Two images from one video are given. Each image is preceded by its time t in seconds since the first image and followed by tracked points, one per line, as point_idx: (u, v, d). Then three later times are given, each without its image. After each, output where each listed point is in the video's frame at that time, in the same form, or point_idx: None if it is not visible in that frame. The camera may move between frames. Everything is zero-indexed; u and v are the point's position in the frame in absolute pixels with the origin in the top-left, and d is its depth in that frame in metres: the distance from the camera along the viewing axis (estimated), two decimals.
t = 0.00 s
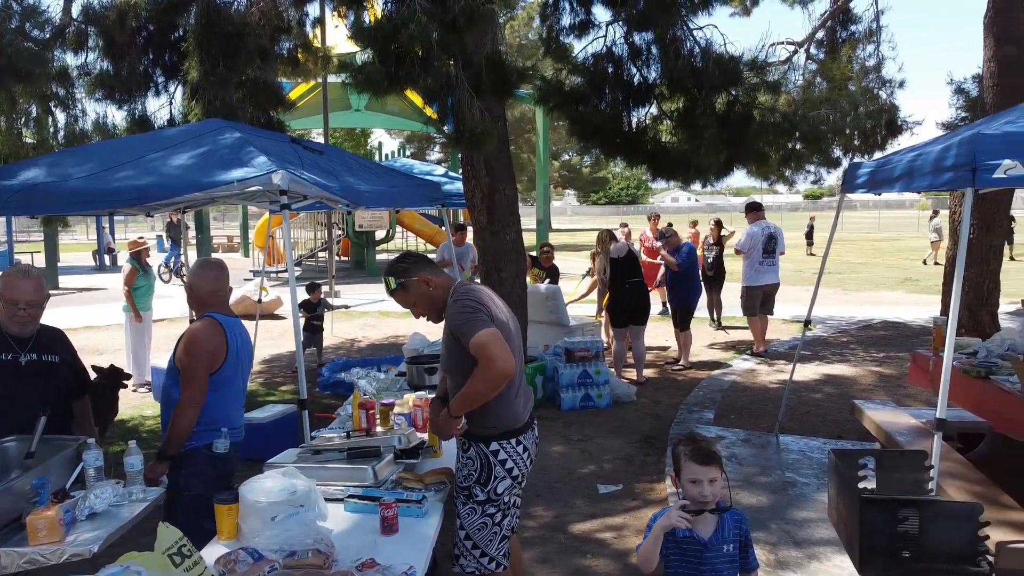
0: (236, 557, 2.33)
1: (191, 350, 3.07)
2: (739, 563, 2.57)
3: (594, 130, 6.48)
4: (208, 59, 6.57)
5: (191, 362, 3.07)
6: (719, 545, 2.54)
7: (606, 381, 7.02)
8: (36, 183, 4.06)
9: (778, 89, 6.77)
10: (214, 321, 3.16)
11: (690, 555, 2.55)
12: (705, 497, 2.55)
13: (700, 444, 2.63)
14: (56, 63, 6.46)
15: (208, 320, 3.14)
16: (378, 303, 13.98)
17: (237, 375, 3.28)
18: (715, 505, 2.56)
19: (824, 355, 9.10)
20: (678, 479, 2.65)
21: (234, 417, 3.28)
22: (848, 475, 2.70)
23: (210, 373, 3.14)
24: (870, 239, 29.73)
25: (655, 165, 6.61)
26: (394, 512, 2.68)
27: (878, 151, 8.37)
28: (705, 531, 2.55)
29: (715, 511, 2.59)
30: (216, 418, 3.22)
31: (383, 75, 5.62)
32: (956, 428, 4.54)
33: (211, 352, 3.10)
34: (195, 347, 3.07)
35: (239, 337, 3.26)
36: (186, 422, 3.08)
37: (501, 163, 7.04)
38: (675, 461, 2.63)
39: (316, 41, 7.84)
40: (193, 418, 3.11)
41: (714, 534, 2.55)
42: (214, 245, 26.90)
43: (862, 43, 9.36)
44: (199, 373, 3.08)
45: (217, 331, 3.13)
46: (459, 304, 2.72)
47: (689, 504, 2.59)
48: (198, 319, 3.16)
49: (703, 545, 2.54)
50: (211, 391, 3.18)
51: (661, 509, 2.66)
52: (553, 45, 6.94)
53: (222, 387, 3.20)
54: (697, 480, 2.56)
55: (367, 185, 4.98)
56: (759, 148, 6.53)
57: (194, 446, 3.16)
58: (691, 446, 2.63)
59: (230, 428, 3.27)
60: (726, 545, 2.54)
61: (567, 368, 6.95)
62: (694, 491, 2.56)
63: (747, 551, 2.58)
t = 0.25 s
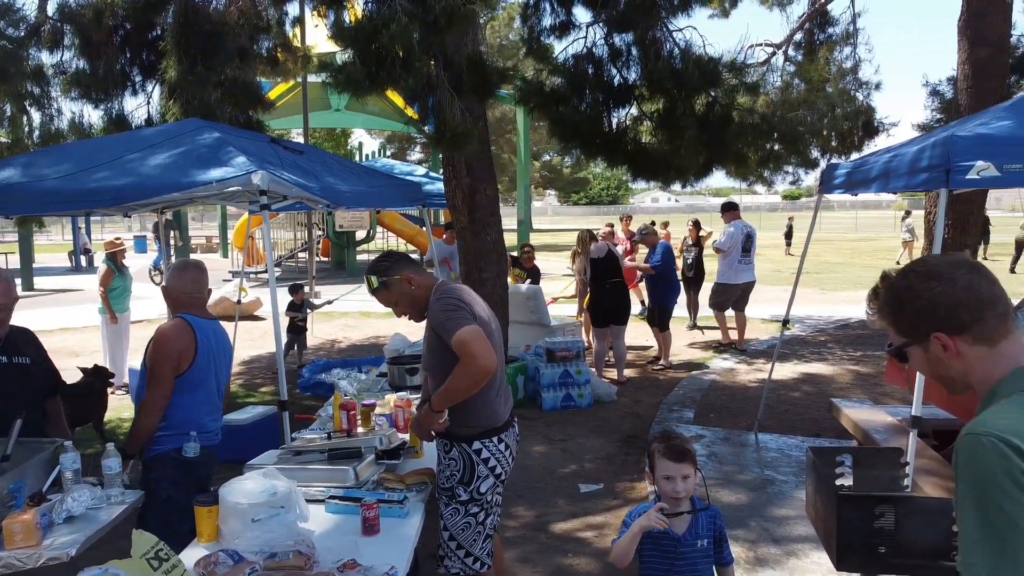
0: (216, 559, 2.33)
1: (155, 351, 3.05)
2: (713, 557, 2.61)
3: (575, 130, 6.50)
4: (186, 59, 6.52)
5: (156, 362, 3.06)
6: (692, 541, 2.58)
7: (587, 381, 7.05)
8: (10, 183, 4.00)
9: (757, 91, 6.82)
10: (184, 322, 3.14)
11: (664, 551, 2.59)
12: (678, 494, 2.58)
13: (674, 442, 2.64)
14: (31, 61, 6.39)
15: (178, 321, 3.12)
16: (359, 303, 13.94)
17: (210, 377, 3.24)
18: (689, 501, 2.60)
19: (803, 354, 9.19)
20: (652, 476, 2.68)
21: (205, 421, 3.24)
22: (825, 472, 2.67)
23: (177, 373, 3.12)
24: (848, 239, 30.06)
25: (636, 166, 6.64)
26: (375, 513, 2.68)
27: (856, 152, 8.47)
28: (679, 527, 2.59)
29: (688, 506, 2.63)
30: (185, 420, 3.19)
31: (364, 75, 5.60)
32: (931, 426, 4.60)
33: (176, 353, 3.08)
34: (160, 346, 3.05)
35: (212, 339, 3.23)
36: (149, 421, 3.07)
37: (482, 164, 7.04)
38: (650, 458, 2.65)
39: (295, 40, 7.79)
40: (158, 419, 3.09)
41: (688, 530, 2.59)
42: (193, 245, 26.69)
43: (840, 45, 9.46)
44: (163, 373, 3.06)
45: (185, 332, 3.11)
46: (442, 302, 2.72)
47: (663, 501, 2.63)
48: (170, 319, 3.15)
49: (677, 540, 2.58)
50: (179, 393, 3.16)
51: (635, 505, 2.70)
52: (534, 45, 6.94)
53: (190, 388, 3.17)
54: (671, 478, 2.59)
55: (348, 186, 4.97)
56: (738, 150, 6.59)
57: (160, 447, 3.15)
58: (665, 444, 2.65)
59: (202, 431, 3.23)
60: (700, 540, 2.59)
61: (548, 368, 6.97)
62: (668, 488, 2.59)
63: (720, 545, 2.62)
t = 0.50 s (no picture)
0: (193, 560, 2.32)
1: (124, 350, 3.03)
2: (686, 551, 2.64)
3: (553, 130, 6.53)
4: (160, 57, 6.46)
5: (126, 363, 3.03)
6: (665, 534, 2.62)
7: (565, 380, 7.08)
8: None
9: (732, 92, 6.88)
10: (154, 322, 3.11)
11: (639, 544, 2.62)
12: (651, 489, 2.63)
13: (647, 438, 2.68)
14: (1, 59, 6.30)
15: (149, 321, 3.10)
16: (336, 304, 13.88)
17: (183, 379, 3.20)
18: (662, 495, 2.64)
19: (777, 353, 9.30)
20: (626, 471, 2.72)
21: (179, 423, 3.18)
22: (799, 469, 2.73)
23: (148, 373, 3.08)
24: (822, 239, 30.43)
25: (612, 166, 6.70)
26: (354, 512, 2.68)
27: (829, 153, 8.58)
28: (652, 521, 2.62)
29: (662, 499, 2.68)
30: (159, 421, 3.13)
31: (341, 74, 5.58)
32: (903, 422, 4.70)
33: (146, 352, 3.05)
34: (130, 348, 3.02)
35: (185, 340, 3.20)
36: (119, 423, 3.04)
37: (459, 163, 7.05)
38: (624, 454, 2.69)
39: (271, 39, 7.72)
40: (128, 420, 3.05)
41: (661, 524, 2.62)
42: (167, 245, 26.40)
43: (813, 47, 9.59)
44: (132, 373, 3.03)
45: (155, 331, 3.08)
46: (421, 300, 2.74)
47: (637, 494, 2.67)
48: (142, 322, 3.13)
49: (651, 533, 2.61)
50: (151, 394, 3.12)
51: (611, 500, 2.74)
52: (511, 45, 6.95)
53: (164, 389, 3.13)
54: (643, 474, 2.63)
55: (325, 186, 4.95)
56: (713, 151, 6.67)
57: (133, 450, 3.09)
58: (639, 440, 2.69)
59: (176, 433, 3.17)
60: (673, 534, 2.62)
61: (526, 367, 7.00)
62: (641, 483, 2.64)
63: (693, 539, 2.65)
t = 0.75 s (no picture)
0: (177, 561, 2.32)
1: (111, 351, 3.01)
2: (667, 546, 2.68)
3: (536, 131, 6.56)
4: (140, 56, 6.43)
5: (112, 363, 3.01)
6: (646, 530, 2.65)
7: (548, 380, 7.10)
8: None
9: (712, 93, 6.94)
10: (139, 323, 3.10)
11: (620, 542, 2.65)
12: (633, 491, 2.63)
13: (629, 439, 2.67)
14: None
15: (134, 322, 3.09)
16: (318, 304, 13.82)
17: (168, 379, 3.20)
18: (643, 494, 2.66)
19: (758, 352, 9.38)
20: (608, 470, 2.72)
21: (165, 424, 3.18)
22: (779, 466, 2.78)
23: (135, 374, 3.07)
24: (802, 239, 30.72)
25: (594, 166, 6.73)
26: (338, 512, 2.68)
27: (809, 154, 8.67)
28: (633, 518, 2.65)
29: (643, 497, 2.70)
30: (145, 422, 3.12)
31: (323, 74, 5.58)
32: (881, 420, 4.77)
33: (133, 353, 3.04)
34: (115, 348, 3.00)
35: (169, 340, 3.19)
36: (107, 424, 3.01)
37: (442, 163, 7.06)
38: (606, 454, 2.69)
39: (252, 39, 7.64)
40: (116, 421, 3.03)
41: (642, 521, 2.65)
42: (147, 246, 26.17)
43: (793, 49, 9.68)
44: (119, 373, 3.02)
45: (141, 332, 3.07)
46: (404, 298, 2.75)
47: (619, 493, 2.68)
48: (126, 322, 3.12)
49: (632, 531, 2.64)
50: (138, 395, 3.11)
51: (592, 498, 2.75)
52: (493, 46, 6.97)
53: (150, 390, 3.12)
54: (626, 476, 2.63)
55: (308, 186, 4.94)
56: (694, 152, 6.72)
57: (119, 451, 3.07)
58: (621, 440, 2.68)
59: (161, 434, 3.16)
60: (654, 530, 2.65)
61: (509, 367, 7.01)
62: (623, 485, 2.64)
63: (674, 535, 2.69)
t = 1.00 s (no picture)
0: (160, 562, 2.31)
1: (102, 351, 3.00)
2: (648, 541, 2.71)
3: (517, 132, 6.58)
4: (119, 55, 6.41)
5: (103, 363, 2.99)
6: (627, 527, 2.68)
7: (530, 380, 7.13)
8: None
9: (692, 94, 7.00)
10: (126, 322, 3.09)
11: (601, 539, 2.68)
12: (612, 492, 2.65)
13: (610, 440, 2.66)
14: None
15: (121, 321, 3.08)
16: (299, 305, 13.75)
17: (154, 378, 3.20)
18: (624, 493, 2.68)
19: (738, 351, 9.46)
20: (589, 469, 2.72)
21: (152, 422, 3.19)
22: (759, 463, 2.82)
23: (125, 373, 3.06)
24: (781, 239, 30.98)
25: (575, 166, 6.75)
26: (322, 512, 2.69)
27: (788, 154, 8.75)
28: (614, 514, 2.68)
29: (624, 495, 2.72)
30: (134, 422, 3.12)
31: (305, 74, 5.57)
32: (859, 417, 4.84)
33: (124, 352, 3.03)
34: (106, 347, 3.00)
35: (154, 339, 3.19)
36: (102, 425, 2.99)
37: (423, 163, 7.06)
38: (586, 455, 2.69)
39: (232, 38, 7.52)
40: (107, 422, 3.01)
41: (622, 517, 2.68)
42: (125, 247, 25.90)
43: (771, 51, 9.78)
44: (111, 373, 3.00)
45: (130, 331, 3.07)
46: (387, 297, 2.75)
47: (599, 491, 2.70)
48: (110, 322, 3.10)
49: (613, 528, 2.67)
50: (127, 395, 3.10)
51: (573, 496, 2.76)
52: (474, 46, 6.97)
53: (138, 389, 3.12)
54: (605, 477, 2.64)
55: (289, 186, 4.93)
56: (675, 153, 6.77)
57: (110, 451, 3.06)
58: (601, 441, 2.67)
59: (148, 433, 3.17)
60: (635, 526, 2.68)
61: (492, 367, 7.03)
62: (602, 487, 2.65)
63: (654, 530, 2.72)
